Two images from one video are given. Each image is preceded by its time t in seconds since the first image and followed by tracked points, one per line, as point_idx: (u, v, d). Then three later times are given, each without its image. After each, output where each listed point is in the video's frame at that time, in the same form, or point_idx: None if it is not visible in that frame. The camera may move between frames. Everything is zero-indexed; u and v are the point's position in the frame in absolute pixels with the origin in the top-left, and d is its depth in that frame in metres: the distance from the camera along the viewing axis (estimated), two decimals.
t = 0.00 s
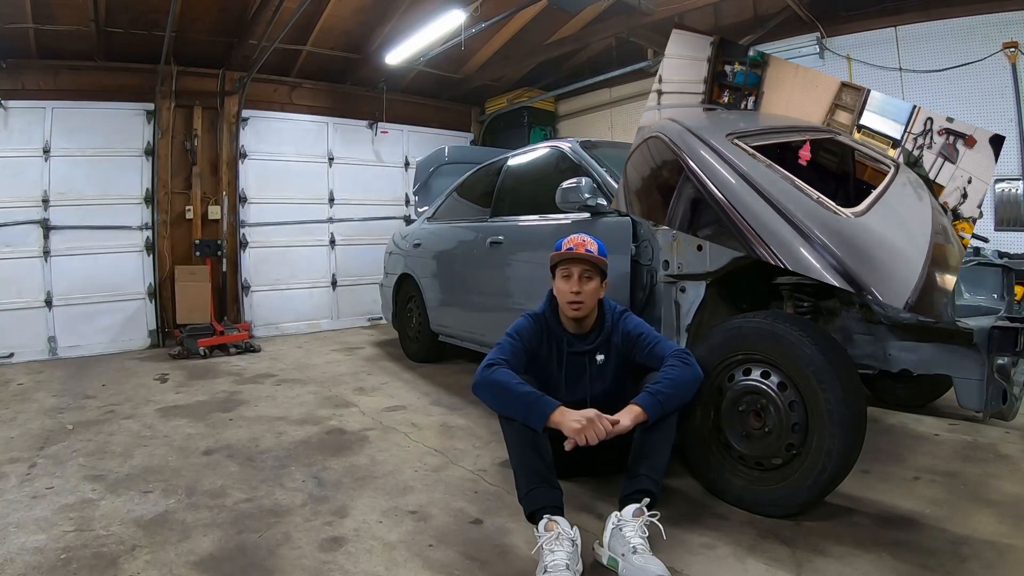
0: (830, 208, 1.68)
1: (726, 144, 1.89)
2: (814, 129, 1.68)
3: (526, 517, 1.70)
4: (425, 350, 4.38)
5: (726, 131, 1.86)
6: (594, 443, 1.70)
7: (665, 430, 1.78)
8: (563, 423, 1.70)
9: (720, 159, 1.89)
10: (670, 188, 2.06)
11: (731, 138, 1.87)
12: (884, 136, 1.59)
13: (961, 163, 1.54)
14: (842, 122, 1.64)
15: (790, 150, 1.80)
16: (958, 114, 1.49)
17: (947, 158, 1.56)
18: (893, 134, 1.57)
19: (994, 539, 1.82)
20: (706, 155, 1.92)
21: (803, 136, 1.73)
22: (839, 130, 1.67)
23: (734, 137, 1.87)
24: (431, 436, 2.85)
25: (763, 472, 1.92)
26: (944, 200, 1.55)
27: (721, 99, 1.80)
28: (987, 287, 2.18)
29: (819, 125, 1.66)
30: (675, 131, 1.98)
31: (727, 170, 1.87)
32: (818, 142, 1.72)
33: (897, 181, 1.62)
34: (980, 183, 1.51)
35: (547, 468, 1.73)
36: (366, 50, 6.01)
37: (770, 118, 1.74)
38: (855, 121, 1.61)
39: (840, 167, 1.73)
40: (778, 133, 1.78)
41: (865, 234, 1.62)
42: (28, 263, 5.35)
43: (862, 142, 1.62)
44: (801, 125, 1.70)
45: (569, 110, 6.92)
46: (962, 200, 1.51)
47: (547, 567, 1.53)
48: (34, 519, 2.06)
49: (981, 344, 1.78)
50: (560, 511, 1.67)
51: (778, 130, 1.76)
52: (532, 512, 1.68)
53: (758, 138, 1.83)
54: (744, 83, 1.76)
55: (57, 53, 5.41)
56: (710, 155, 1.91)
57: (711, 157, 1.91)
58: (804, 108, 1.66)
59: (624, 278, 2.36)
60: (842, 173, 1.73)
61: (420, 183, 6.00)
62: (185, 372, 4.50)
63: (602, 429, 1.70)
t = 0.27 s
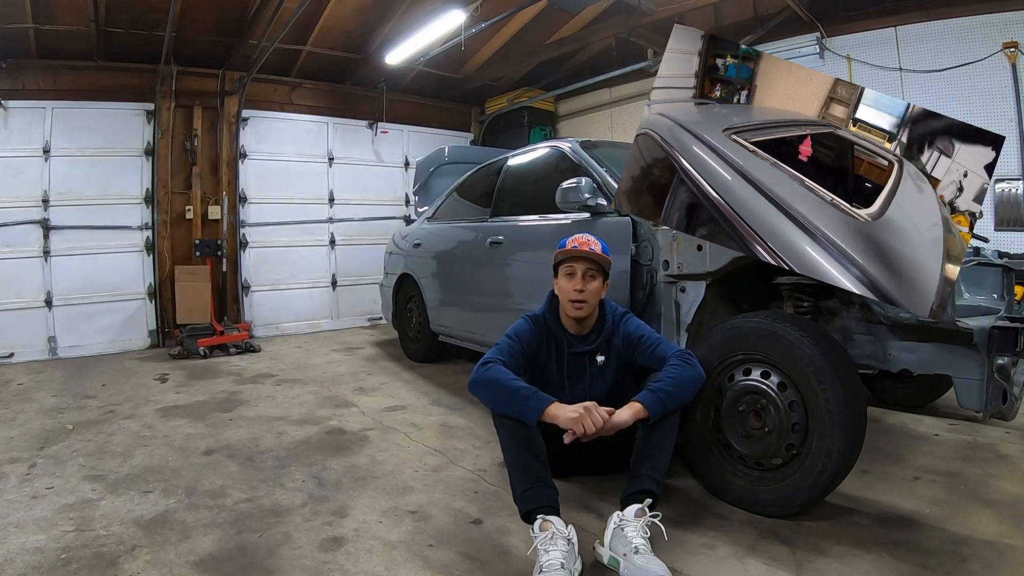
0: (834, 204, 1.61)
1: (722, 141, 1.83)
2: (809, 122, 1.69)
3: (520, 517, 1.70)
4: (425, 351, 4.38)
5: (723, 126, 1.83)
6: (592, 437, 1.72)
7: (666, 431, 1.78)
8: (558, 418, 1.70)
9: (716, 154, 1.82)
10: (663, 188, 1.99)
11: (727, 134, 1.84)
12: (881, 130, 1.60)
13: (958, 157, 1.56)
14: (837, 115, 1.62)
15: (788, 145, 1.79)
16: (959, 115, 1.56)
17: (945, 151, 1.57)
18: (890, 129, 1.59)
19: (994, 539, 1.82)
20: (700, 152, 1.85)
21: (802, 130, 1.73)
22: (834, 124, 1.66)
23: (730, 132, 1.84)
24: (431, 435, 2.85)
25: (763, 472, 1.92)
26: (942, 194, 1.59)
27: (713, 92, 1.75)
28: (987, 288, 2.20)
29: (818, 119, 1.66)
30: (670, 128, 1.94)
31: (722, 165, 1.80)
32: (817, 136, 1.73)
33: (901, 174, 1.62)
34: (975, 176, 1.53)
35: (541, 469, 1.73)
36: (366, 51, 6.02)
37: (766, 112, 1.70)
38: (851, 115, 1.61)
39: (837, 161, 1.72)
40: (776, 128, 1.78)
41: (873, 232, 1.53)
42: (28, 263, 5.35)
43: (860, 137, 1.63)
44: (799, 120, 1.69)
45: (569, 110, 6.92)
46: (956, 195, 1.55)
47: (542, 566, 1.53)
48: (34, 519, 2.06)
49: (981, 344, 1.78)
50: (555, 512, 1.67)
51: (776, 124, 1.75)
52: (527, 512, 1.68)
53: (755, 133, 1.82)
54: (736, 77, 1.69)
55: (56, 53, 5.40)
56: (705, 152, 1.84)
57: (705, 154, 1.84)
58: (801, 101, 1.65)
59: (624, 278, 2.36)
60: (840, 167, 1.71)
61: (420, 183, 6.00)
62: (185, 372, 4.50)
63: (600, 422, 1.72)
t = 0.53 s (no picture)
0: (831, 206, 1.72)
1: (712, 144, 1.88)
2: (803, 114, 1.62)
3: (519, 517, 1.70)
4: (425, 351, 4.38)
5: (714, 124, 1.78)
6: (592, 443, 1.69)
7: (662, 429, 1.78)
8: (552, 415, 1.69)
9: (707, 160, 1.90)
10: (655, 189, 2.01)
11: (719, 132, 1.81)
12: (874, 123, 1.50)
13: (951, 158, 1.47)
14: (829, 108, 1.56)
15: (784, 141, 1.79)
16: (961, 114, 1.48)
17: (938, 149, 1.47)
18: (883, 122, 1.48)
19: (994, 539, 1.82)
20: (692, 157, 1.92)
21: (800, 125, 1.68)
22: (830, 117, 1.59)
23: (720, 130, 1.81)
24: (431, 435, 2.85)
25: (763, 472, 1.92)
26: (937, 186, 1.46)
27: (702, 87, 1.69)
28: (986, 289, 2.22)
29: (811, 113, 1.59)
30: (653, 127, 1.89)
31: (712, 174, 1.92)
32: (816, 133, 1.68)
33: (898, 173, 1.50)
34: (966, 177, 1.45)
35: (539, 469, 1.74)
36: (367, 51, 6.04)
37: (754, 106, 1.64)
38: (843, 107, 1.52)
39: (834, 158, 1.70)
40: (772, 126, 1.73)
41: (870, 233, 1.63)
42: (28, 263, 5.35)
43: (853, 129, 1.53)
44: (796, 113, 1.64)
45: (569, 110, 6.92)
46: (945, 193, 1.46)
47: (541, 566, 1.53)
48: (34, 519, 2.06)
49: (980, 344, 1.78)
50: (553, 512, 1.67)
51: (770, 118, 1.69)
52: (524, 512, 1.68)
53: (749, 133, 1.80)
54: (724, 70, 1.65)
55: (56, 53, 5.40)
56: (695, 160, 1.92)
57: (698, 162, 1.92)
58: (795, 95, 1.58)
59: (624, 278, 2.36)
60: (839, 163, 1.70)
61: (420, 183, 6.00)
62: (184, 372, 4.50)
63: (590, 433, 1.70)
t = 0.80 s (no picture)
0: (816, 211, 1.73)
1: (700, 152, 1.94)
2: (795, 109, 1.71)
3: (520, 517, 1.69)
4: (425, 351, 4.37)
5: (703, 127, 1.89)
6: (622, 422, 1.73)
7: (662, 429, 1.79)
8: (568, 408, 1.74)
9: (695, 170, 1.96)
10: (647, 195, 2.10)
11: (709, 136, 1.91)
12: (870, 115, 1.58)
13: (948, 143, 1.52)
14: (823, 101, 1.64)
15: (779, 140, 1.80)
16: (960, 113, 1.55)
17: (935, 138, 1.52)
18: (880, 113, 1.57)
19: (994, 539, 1.82)
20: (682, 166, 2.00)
21: (799, 123, 1.72)
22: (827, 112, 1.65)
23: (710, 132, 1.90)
24: (431, 435, 2.85)
25: (763, 472, 1.92)
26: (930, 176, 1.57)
27: (689, 80, 1.80)
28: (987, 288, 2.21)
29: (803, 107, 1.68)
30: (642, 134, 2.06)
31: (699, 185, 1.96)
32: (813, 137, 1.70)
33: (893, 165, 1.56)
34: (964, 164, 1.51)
35: (541, 469, 1.73)
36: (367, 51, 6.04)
37: (743, 101, 1.74)
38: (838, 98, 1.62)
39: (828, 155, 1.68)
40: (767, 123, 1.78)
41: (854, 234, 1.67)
42: (28, 263, 5.35)
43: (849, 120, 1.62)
44: (792, 108, 1.70)
45: (569, 110, 6.92)
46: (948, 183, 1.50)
47: (542, 567, 1.53)
48: (34, 519, 2.06)
49: (980, 344, 1.78)
50: (555, 511, 1.67)
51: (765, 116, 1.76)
52: (526, 512, 1.67)
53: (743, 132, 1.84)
54: (714, 62, 1.74)
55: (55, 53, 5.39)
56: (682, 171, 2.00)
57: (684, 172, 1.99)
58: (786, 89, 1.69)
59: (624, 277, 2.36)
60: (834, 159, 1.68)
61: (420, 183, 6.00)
62: (184, 372, 4.50)
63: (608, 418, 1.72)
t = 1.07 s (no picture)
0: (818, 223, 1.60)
1: (693, 160, 1.81)
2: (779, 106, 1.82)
3: (521, 517, 1.69)
4: (425, 351, 4.37)
5: (695, 128, 1.85)
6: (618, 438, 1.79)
7: (664, 431, 1.78)
8: (569, 414, 1.77)
9: (687, 178, 1.81)
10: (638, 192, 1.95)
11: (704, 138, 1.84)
12: (868, 110, 1.75)
13: (947, 139, 1.68)
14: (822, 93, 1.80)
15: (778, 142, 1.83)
16: (959, 114, 1.78)
17: (933, 134, 1.68)
18: (879, 108, 1.73)
19: (994, 538, 1.82)
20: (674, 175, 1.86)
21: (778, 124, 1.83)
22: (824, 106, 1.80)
23: (704, 133, 1.84)
24: (431, 435, 2.85)
25: (763, 472, 1.92)
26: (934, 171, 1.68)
27: (685, 72, 1.83)
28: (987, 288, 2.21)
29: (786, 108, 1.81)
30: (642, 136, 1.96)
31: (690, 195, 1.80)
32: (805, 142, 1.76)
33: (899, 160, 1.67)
34: (963, 160, 1.67)
35: (542, 469, 1.73)
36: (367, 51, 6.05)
37: (739, 92, 1.83)
38: (837, 93, 1.78)
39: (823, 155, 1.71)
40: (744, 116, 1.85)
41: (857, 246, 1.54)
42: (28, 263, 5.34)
43: (849, 113, 1.76)
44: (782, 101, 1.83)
45: (569, 110, 6.92)
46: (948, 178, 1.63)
47: (542, 567, 1.53)
48: (34, 519, 2.06)
49: (981, 344, 1.78)
50: (556, 512, 1.67)
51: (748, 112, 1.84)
52: (527, 512, 1.67)
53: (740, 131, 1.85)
54: (710, 54, 1.80)
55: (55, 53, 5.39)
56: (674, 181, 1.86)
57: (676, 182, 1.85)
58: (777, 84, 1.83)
59: (624, 277, 2.36)
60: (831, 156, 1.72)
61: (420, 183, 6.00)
62: (184, 372, 4.50)
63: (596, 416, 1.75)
